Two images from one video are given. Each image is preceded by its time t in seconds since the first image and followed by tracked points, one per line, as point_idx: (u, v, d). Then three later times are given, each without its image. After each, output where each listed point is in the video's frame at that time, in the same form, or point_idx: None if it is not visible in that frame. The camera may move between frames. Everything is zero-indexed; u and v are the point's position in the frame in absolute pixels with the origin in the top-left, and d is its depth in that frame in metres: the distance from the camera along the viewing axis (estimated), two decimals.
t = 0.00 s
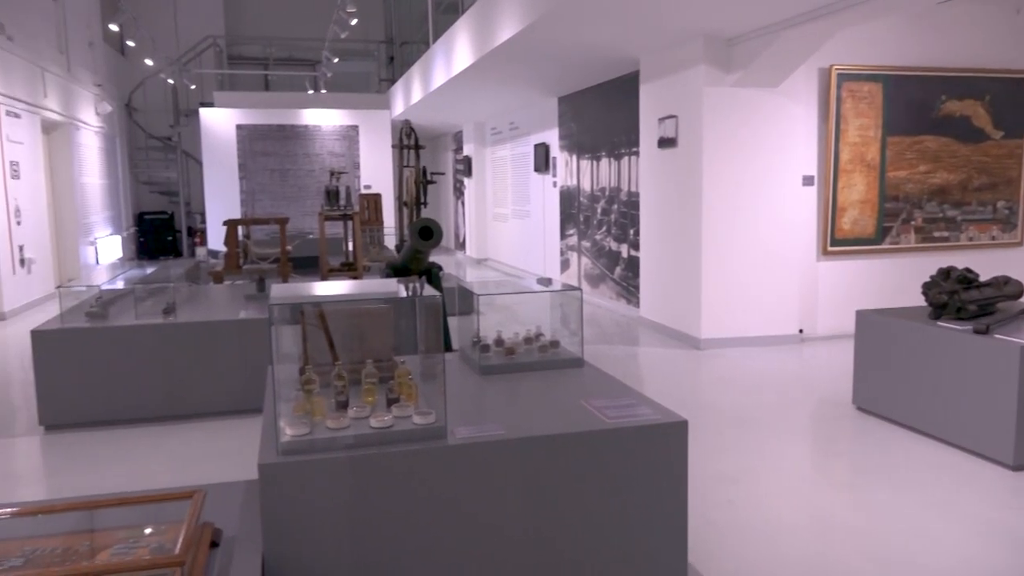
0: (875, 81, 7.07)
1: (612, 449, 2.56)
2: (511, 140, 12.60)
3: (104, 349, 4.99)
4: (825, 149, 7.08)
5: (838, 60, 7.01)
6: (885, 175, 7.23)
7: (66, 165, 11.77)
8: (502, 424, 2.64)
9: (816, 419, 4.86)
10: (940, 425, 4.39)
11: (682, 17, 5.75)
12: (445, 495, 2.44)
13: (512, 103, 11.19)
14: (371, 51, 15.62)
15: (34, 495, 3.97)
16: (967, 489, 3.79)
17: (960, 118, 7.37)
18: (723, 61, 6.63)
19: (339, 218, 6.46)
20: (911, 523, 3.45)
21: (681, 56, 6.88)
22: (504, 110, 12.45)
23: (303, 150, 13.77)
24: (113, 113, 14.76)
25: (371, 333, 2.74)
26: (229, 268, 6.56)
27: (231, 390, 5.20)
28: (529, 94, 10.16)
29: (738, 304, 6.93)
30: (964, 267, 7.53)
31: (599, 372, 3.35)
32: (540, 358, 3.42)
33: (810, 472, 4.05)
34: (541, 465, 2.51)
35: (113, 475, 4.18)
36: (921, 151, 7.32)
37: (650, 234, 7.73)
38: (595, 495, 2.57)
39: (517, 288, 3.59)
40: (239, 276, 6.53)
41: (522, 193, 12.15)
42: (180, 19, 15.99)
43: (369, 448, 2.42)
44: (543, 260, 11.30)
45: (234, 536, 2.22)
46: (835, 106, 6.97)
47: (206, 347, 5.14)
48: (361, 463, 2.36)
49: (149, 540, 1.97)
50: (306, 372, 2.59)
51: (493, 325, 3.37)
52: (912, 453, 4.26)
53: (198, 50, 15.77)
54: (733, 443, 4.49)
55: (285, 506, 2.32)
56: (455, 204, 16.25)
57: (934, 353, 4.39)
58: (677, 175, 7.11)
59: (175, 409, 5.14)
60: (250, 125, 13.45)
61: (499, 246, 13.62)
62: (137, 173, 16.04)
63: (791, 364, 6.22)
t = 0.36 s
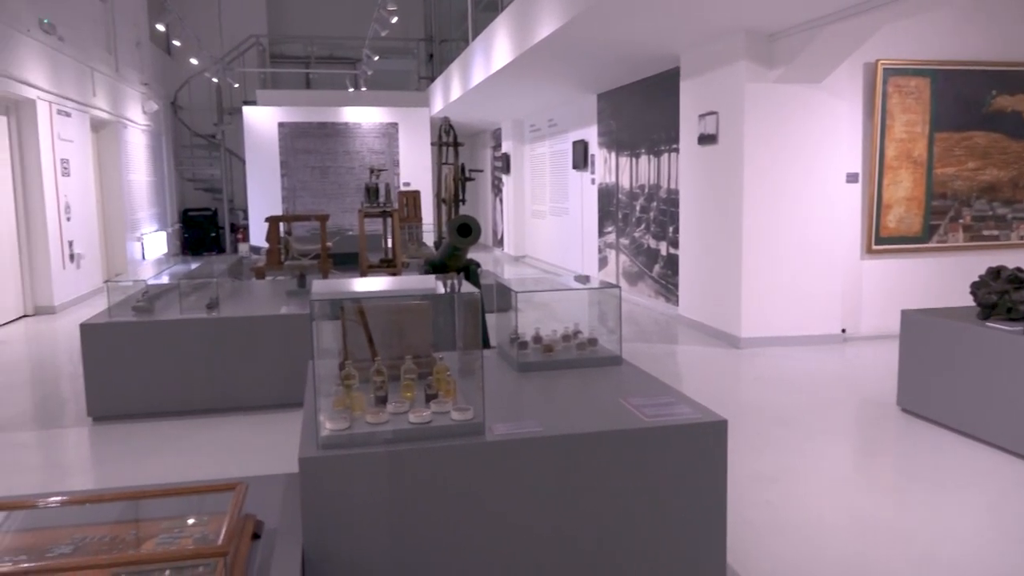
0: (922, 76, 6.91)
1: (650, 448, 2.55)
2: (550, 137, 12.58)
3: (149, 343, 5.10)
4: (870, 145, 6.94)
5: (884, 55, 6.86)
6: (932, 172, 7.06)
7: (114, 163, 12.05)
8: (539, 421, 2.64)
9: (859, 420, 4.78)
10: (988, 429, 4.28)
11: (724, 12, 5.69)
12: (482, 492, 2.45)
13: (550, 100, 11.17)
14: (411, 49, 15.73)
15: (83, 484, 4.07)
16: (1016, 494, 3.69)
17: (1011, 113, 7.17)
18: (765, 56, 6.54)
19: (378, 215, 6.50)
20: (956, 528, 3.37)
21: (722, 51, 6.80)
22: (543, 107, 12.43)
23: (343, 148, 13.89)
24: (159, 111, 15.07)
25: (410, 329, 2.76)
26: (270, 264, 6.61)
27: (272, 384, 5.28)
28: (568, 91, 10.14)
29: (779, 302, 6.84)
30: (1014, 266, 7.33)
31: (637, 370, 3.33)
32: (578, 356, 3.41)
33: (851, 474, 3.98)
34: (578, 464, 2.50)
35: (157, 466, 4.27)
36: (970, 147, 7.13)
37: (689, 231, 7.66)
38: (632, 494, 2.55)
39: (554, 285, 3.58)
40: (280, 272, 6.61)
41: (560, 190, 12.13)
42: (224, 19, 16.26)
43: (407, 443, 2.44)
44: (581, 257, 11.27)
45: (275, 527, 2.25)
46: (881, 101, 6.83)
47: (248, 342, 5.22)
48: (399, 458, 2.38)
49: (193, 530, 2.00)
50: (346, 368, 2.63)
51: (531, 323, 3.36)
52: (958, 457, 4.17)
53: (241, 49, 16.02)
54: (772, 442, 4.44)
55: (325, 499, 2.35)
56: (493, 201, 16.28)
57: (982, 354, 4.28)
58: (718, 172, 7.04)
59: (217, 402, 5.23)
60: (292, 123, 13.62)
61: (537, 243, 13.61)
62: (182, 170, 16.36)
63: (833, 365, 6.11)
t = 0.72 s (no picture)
0: (963, 71, 6.76)
1: (682, 447, 2.53)
2: (581, 134, 12.54)
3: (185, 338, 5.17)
4: (908, 142, 6.81)
5: (923, 50, 6.72)
6: (973, 169, 6.91)
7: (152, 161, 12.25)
8: (571, 419, 2.63)
9: (895, 421, 4.70)
10: None
11: (759, 7, 5.62)
12: (513, 489, 2.45)
13: (582, 97, 11.14)
14: (443, 47, 15.79)
15: (121, 476, 4.15)
16: None
17: None
18: (801, 51, 6.45)
19: (410, 212, 6.53)
20: (996, 532, 3.31)
21: (757, 47, 6.72)
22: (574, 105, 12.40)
23: (375, 145, 13.99)
24: (195, 110, 15.28)
25: (441, 326, 2.76)
26: (303, 261, 6.71)
27: (304, 380, 5.33)
28: (600, 88, 10.11)
29: (813, 301, 6.76)
30: None
31: (668, 369, 3.31)
32: (608, 353, 3.40)
33: (886, 476, 3.92)
34: (610, 463, 2.49)
35: (192, 459, 4.34)
36: (1012, 144, 6.96)
37: (722, 229, 7.60)
38: (663, 494, 2.54)
39: (584, 283, 3.57)
40: (313, 269, 6.67)
41: (591, 188, 12.09)
42: (259, 18, 16.43)
43: (438, 440, 2.45)
44: (612, 255, 11.23)
45: (308, 521, 2.28)
46: (920, 97, 6.70)
47: (281, 337, 5.28)
48: (431, 455, 2.39)
49: (227, 523, 2.03)
50: (378, 364, 2.62)
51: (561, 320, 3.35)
52: (997, 460, 4.08)
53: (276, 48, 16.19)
54: (806, 443, 4.38)
55: (357, 495, 2.37)
56: (524, 199, 16.28)
57: None
58: (751, 170, 6.97)
59: (250, 397, 5.30)
60: (325, 121, 13.74)
61: (567, 241, 13.58)
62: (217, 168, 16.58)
63: (868, 365, 6.02)
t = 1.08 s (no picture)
0: (1000, 67, 6.62)
1: (708, 448, 2.51)
2: (609, 132, 12.49)
3: (215, 334, 5.24)
4: (943, 139, 6.70)
5: (959, 45, 6.60)
6: (1010, 167, 6.76)
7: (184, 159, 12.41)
8: (597, 418, 2.63)
9: (928, 423, 4.63)
10: None
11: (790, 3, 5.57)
12: (539, 488, 2.45)
13: (610, 95, 11.10)
14: (471, 45, 15.83)
15: (153, 469, 4.21)
16: None
17: None
18: (833, 47, 6.38)
19: (438, 210, 6.56)
20: None
21: (788, 44, 6.65)
22: (603, 102, 12.36)
23: (403, 143, 14.05)
24: (226, 109, 15.46)
25: (469, 324, 2.77)
26: (332, 258, 6.72)
27: (332, 376, 5.37)
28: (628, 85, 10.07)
29: (844, 301, 6.68)
30: None
31: (696, 368, 3.28)
32: (636, 352, 3.38)
33: (919, 478, 3.86)
34: (637, 463, 2.48)
35: (223, 454, 4.39)
36: None
37: (751, 228, 7.53)
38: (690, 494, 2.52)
39: (610, 281, 3.55)
40: (341, 266, 6.71)
41: (619, 186, 12.04)
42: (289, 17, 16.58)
43: (465, 437, 2.46)
44: (640, 253, 11.17)
45: (336, 516, 2.29)
46: (955, 94, 6.59)
47: (309, 334, 5.33)
48: (457, 452, 2.40)
49: (257, 517, 2.05)
50: (406, 360, 2.65)
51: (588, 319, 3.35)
52: None
53: (306, 47, 16.32)
54: (836, 444, 4.33)
55: (384, 491, 2.38)
56: (551, 196, 16.26)
57: None
58: (782, 169, 6.90)
59: (279, 393, 5.35)
60: (354, 120, 13.83)
61: (595, 238, 13.55)
62: (248, 166, 16.76)
63: (901, 366, 5.93)
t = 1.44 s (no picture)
0: None
1: (736, 448, 2.50)
2: (636, 130, 12.44)
3: (244, 330, 5.30)
4: (977, 136, 6.59)
5: (994, 41, 6.49)
6: None
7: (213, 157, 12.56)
8: (624, 417, 2.62)
9: (960, 425, 4.57)
10: None
11: None
12: (566, 486, 2.45)
13: (637, 92, 11.06)
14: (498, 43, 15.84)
15: (183, 464, 4.27)
16: None
17: None
18: (864, 44, 6.30)
19: (464, 209, 6.59)
20: None
21: (818, 40, 6.59)
22: (630, 100, 12.31)
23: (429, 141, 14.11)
24: (255, 107, 15.62)
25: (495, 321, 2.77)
26: (359, 256, 6.77)
27: (358, 373, 5.41)
28: (656, 83, 10.02)
29: (874, 300, 6.60)
30: None
31: (724, 367, 3.25)
32: (663, 351, 3.36)
33: (950, 481, 3.81)
34: (665, 462, 2.47)
35: (251, 449, 4.45)
36: None
37: (779, 226, 7.46)
38: (716, 494, 2.51)
39: (637, 280, 3.54)
40: (368, 264, 6.76)
41: (646, 183, 11.99)
42: (317, 16, 16.71)
43: (491, 435, 2.46)
44: (666, 251, 11.12)
45: (363, 512, 2.31)
46: (989, 91, 6.48)
47: (335, 331, 5.36)
48: (484, 450, 2.41)
49: (285, 511, 2.08)
50: (432, 358, 2.66)
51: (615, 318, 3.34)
52: None
53: (333, 46, 16.43)
54: (866, 445, 4.28)
55: (412, 487, 2.40)
56: (577, 194, 16.23)
57: None
58: (811, 167, 6.82)
59: (306, 389, 5.40)
60: (381, 118, 13.90)
61: (621, 237, 13.51)
62: (276, 164, 16.91)
63: (932, 367, 5.85)
